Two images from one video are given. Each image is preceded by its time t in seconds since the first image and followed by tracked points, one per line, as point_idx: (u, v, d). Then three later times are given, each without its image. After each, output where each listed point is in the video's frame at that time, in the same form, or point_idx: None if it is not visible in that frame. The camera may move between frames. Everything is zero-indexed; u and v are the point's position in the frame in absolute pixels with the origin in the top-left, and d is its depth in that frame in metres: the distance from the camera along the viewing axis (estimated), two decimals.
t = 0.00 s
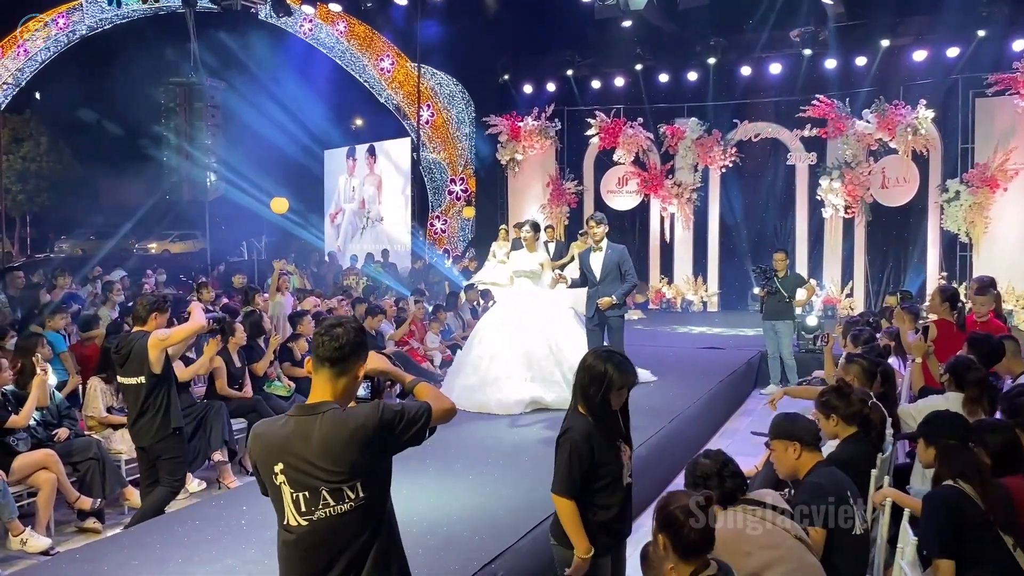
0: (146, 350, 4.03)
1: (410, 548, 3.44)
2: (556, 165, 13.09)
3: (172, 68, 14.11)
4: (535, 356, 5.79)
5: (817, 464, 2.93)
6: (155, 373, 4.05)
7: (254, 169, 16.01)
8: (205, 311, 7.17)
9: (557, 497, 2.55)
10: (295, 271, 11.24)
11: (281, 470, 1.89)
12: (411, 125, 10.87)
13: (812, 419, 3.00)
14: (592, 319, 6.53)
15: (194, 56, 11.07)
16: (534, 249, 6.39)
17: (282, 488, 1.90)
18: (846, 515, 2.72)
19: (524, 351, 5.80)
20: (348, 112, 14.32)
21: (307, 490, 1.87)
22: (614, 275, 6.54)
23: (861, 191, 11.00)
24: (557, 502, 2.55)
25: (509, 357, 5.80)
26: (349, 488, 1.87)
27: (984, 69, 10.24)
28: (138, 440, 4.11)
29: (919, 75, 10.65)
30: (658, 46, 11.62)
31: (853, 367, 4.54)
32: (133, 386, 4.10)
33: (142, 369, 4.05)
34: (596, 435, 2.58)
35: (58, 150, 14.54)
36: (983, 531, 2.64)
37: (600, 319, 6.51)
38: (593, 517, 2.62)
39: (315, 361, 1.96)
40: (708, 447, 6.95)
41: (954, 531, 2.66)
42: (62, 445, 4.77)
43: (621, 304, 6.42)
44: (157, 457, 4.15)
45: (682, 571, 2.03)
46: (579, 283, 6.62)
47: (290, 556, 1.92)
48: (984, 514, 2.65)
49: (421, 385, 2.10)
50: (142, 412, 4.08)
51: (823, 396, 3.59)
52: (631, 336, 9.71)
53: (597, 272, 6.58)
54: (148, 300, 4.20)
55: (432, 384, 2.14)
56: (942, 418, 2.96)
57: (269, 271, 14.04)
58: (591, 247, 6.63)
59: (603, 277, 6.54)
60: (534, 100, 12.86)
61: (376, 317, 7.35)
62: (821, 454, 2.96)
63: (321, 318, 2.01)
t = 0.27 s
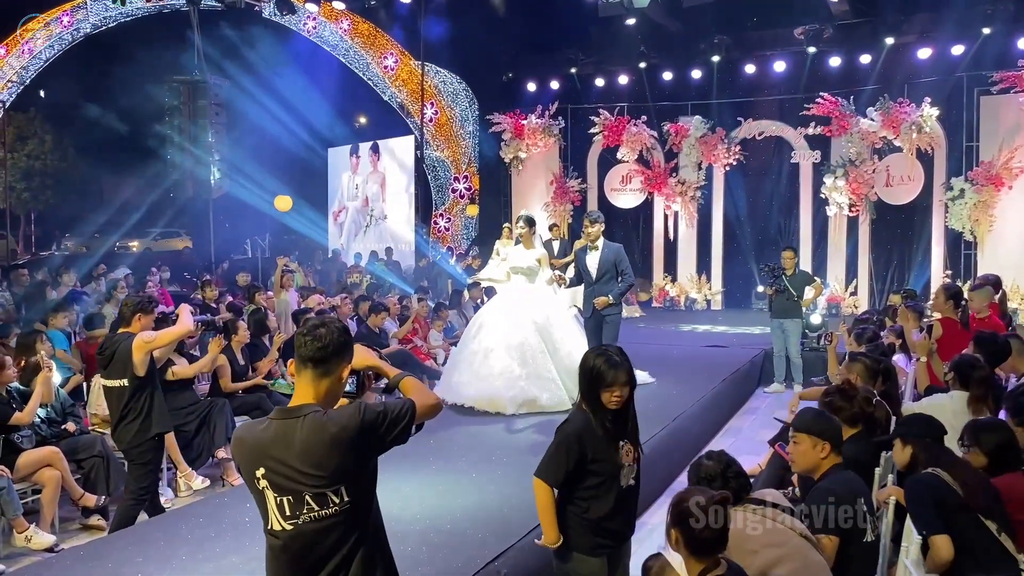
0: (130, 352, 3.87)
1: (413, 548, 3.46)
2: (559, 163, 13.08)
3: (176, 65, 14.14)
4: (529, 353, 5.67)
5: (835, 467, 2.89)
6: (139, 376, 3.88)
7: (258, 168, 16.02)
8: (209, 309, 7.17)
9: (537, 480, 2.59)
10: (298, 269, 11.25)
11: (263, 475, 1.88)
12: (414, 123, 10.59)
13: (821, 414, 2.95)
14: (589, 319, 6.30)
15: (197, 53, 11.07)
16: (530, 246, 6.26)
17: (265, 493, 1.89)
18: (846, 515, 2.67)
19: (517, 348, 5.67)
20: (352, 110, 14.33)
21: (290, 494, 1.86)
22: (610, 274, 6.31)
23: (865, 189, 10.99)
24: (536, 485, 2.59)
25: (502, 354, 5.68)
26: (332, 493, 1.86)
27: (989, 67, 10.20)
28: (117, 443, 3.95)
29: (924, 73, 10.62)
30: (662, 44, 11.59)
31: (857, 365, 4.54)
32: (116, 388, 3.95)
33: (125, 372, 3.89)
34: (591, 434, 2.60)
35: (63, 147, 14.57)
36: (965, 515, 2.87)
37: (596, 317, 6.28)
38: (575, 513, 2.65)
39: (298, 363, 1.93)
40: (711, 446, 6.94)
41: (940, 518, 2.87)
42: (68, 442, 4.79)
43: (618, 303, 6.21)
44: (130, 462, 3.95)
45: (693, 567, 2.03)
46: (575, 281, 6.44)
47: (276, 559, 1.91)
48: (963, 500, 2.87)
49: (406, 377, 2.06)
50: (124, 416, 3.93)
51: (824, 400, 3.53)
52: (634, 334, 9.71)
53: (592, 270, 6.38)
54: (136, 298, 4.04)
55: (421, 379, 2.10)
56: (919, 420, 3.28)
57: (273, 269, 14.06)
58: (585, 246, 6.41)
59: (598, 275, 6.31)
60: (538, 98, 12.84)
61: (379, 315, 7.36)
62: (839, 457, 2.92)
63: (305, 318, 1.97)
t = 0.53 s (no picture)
0: (111, 352, 3.80)
1: (416, 547, 3.46)
2: (563, 161, 13.07)
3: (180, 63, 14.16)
4: (519, 356, 5.55)
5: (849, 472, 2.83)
6: (121, 378, 3.81)
7: (261, 166, 16.02)
8: (213, 307, 7.18)
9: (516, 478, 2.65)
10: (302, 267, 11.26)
11: (257, 482, 1.79)
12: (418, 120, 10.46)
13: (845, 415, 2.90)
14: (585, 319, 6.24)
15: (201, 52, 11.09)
16: (529, 247, 6.15)
17: (260, 500, 1.81)
18: (847, 515, 2.64)
19: (508, 351, 5.57)
20: (355, 108, 14.32)
21: (286, 503, 1.77)
22: (608, 277, 6.24)
23: (869, 187, 10.97)
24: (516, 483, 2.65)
25: (493, 355, 5.59)
26: (330, 499, 1.78)
27: (994, 65, 10.17)
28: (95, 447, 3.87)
29: (929, 71, 10.59)
30: (666, 42, 11.58)
31: (861, 364, 4.54)
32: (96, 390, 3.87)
33: (106, 372, 3.82)
34: (565, 436, 2.60)
35: (67, 145, 14.60)
36: (964, 514, 2.87)
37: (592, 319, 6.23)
38: (551, 515, 2.65)
39: (291, 366, 1.86)
40: (715, 444, 6.93)
41: (941, 517, 2.86)
42: (72, 439, 4.85)
43: (614, 307, 6.17)
44: (116, 465, 3.88)
45: (704, 565, 2.04)
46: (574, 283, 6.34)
47: (271, 570, 1.83)
48: (960, 500, 2.88)
49: (402, 377, 2.03)
50: (104, 418, 3.85)
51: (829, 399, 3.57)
52: (638, 333, 9.70)
53: (592, 273, 6.33)
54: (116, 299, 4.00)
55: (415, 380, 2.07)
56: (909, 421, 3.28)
57: (277, 267, 14.07)
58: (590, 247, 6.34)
59: (597, 277, 6.27)
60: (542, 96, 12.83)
61: (382, 313, 7.37)
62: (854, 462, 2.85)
63: (297, 321, 1.92)
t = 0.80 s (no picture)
0: (96, 354, 3.77)
1: (419, 546, 3.48)
2: (566, 160, 13.06)
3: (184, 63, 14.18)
4: (515, 364, 5.55)
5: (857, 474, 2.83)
6: (108, 381, 3.79)
7: (265, 165, 16.03)
8: (217, 306, 7.20)
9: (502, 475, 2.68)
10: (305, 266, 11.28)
11: (253, 489, 1.79)
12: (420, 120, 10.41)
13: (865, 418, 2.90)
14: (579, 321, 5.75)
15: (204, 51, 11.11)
16: (523, 250, 6.12)
17: (256, 508, 1.80)
18: (846, 515, 2.66)
19: (506, 358, 5.55)
20: (359, 107, 14.33)
21: (283, 511, 1.76)
22: (606, 277, 5.72)
23: (873, 186, 10.96)
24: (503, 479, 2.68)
25: (490, 362, 5.55)
26: (327, 508, 1.77)
27: (999, 63, 10.12)
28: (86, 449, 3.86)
29: (933, 69, 10.55)
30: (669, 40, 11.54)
31: (865, 363, 4.53)
32: (84, 393, 3.85)
33: (93, 375, 3.80)
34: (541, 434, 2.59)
35: (72, 144, 14.64)
36: (968, 515, 2.89)
37: (587, 321, 5.71)
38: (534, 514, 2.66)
39: (286, 369, 1.86)
40: (719, 442, 6.92)
41: (944, 519, 2.87)
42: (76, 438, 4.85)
43: (611, 308, 5.63)
44: (110, 468, 3.87)
45: (714, 564, 2.06)
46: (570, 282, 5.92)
47: None
48: (968, 502, 2.88)
49: (402, 380, 2.00)
50: (93, 421, 3.82)
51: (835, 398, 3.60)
52: (642, 332, 9.69)
53: (591, 269, 5.83)
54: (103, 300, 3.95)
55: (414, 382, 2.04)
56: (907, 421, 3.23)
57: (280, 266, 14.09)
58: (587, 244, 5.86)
59: (594, 275, 5.73)
60: (545, 95, 12.81)
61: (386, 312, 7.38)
62: (862, 464, 2.85)
63: (293, 324, 1.92)
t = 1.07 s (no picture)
0: (78, 360, 3.77)
1: (422, 546, 3.49)
2: (570, 159, 13.04)
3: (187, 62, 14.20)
4: (513, 363, 5.50)
5: (863, 475, 2.80)
6: (89, 387, 3.79)
7: (269, 164, 16.02)
8: (220, 304, 7.20)
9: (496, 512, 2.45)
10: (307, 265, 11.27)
11: (243, 504, 1.72)
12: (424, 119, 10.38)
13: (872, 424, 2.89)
14: (576, 321, 5.56)
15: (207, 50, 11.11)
16: (516, 250, 6.06)
17: (246, 524, 1.73)
18: (846, 515, 2.67)
19: (504, 357, 5.50)
20: (362, 107, 14.33)
21: (275, 528, 1.70)
22: (605, 275, 5.56)
23: (877, 185, 10.94)
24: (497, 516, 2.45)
25: (487, 360, 5.49)
26: (321, 524, 1.71)
27: (1004, 62, 10.09)
28: (69, 459, 3.80)
29: (938, 68, 10.52)
30: (673, 39, 11.52)
31: (871, 362, 4.53)
32: (66, 401, 3.83)
33: (75, 381, 3.80)
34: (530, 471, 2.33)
35: (76, 143, 14.67)
36: (973, 515, 2.89)
37: (584, 322, 5.54)
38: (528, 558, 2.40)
39: (278, 379, 1.78)
40: (723, 442, 6.91)
41: (950, 519, 2.87)
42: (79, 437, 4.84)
43: (611, 308, 5.47)
44: (99, 476, 3.86)
45: (725, 561, 2.07)
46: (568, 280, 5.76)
47: None
48: (971, 503, 2.88)
49: (397, 388, 1.89)
50: (77, 428, 3.80)
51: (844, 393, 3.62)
52: (645, 331, 9.68)
53: (589, 269, 5.58)
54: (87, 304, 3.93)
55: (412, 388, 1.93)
56: (912, 419, 3.16)
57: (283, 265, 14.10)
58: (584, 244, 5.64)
59: (593, 276, 5.55)
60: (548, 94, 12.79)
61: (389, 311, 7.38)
62: (868, 465, 2.82)
63: (284, 329, 1.83)
